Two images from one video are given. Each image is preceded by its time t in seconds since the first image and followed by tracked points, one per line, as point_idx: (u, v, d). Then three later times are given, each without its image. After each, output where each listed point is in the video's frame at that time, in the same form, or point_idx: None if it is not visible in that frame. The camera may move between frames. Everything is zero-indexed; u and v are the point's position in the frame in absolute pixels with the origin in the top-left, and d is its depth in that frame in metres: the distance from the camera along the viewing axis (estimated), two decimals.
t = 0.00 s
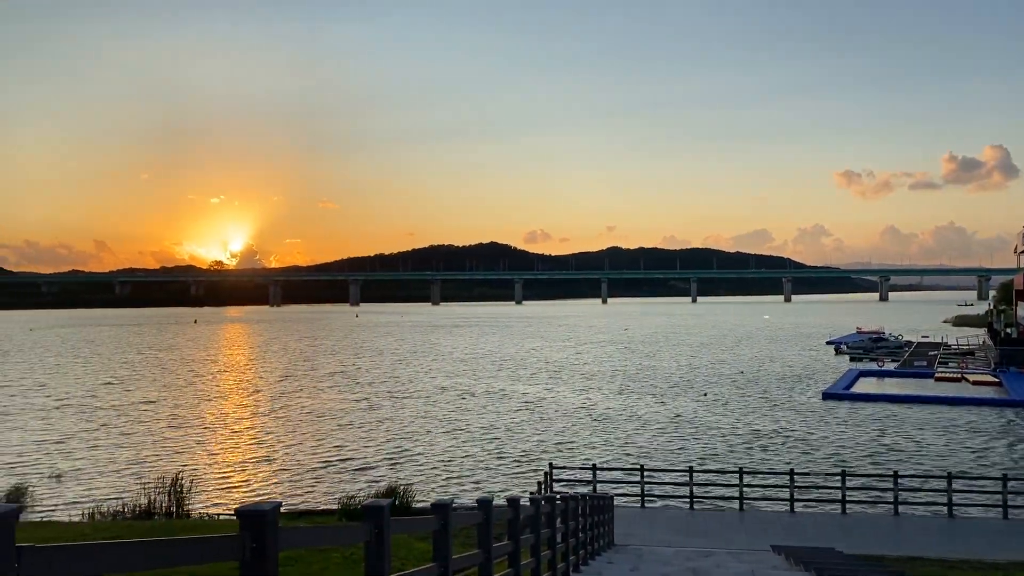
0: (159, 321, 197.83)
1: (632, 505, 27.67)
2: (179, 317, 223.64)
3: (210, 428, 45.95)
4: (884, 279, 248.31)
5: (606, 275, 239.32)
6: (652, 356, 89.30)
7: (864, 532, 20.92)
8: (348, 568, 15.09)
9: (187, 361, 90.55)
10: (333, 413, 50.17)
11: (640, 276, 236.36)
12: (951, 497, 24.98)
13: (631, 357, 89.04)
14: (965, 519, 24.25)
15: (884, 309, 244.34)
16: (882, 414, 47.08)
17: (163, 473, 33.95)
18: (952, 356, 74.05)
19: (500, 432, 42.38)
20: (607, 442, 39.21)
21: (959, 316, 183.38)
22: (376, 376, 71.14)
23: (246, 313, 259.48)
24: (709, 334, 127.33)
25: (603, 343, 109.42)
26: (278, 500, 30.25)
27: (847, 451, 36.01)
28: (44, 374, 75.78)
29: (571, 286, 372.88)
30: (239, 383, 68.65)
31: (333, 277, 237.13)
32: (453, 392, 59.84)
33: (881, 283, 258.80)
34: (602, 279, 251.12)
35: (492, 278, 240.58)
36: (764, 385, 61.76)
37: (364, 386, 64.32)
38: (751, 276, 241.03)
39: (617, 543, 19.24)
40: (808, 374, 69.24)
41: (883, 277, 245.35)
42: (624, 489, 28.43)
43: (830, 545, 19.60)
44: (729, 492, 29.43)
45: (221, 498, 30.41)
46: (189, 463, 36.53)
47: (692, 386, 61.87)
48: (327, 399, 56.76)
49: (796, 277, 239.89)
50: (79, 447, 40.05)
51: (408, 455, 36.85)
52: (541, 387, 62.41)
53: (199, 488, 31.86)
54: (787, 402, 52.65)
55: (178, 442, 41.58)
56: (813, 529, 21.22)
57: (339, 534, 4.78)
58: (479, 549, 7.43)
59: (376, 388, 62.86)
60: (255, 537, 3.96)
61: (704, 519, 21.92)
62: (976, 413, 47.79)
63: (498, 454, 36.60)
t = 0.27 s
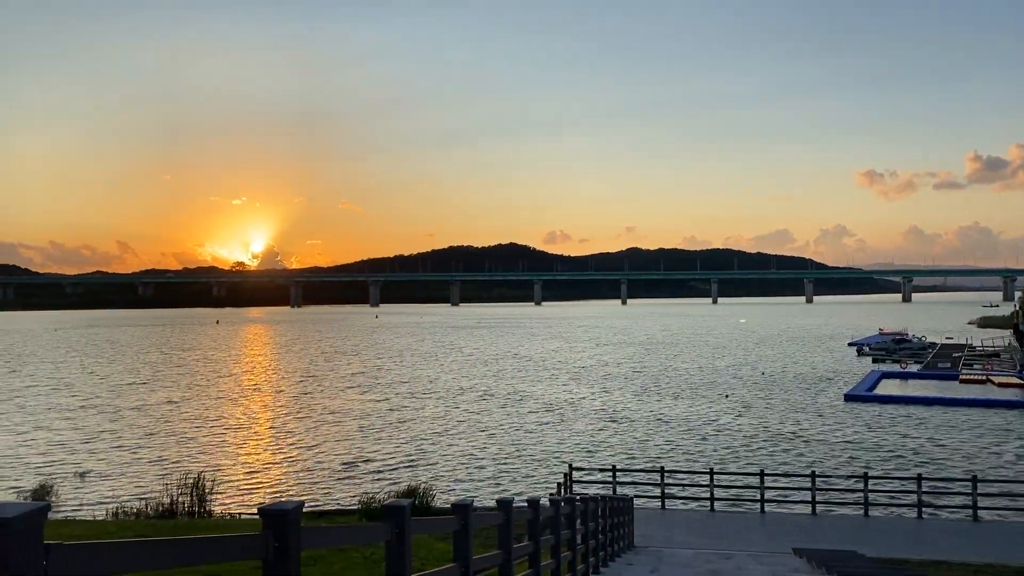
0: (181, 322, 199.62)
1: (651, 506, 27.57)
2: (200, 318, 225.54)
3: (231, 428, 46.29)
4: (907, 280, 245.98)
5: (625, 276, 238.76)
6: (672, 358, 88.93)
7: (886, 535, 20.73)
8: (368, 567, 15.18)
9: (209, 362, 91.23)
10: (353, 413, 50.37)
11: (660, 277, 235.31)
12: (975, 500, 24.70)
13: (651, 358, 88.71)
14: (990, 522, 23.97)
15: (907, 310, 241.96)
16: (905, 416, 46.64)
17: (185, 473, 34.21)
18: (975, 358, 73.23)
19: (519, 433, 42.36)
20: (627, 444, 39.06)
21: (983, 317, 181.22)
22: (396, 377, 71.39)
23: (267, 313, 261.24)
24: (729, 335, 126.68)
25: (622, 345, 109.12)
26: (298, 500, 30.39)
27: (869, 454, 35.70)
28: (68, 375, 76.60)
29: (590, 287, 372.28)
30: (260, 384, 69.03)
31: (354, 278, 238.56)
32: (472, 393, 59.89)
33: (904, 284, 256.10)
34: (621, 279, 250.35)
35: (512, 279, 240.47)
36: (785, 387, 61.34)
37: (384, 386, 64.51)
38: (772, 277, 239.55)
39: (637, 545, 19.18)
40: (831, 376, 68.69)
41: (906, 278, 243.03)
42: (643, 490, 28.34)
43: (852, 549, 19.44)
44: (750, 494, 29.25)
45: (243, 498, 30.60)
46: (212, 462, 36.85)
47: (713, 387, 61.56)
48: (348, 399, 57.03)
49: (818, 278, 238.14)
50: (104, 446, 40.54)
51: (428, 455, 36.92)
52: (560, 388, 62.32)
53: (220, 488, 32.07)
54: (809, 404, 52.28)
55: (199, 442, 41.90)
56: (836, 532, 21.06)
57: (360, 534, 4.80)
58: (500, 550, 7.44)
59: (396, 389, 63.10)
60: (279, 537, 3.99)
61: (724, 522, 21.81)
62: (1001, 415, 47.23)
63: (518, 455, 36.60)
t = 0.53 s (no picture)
0: (204, 322, 201.46)
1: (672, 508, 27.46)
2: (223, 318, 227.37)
3: (253, 428, 46.63)
4: (931, 280, 243.38)
5: (646, 277, 238.07)
6: (692, 358, 88.56)
7: (910, 538, 20.54)
8: (388, 566, 15.24)
9: (231, 362, 91.95)
10: (374, 414, 50.56)
11: (680, 278, 234.47)
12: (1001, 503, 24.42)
13: (672, 359, 88.41)
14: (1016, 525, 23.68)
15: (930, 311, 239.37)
16: (929, 418, 46.19)
17: (208, 472, 34.48)
18: (1001, 360, 72.32)
19: (539, 434, 42.33)
20: (647, 445, 38.94)
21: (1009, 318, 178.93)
22: (417, 377, 71.56)
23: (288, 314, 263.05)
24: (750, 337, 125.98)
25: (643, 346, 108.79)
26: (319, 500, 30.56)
27: (892, 456, 35.37)
28: (93, 374, 77.47)
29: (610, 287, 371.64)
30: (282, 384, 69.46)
31: (374, 279, 239.71)
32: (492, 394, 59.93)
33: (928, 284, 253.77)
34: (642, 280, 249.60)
35: (532, 280, 240.39)
36: (808, 388, 60.89)
37: (404, 387, 64.71)
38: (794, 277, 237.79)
39: (657, 546, 19.12)
40: (854, 377, 68.07)
41: (930, 279, 240.49)
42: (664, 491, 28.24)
43: (875, 551, 19.27)
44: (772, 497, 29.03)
45: (264, 497, 30.81)
46: (234, 462, 37.11)
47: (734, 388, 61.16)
48: (369, 399, 57.26)
49: (840, 278, 236.28)
50: (128, 446, 40.95)
51: (448, 455, 36.99)
52: (581, 389, 62.26)
53: (242, 487, 32.30)
54: (831, 405, 51.88)
55: (222, 442, 42.22)
56: (859, 534, 20.90)
57: (381, 534, 4.82)
58: (520, 550, 7.44)
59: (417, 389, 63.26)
60: (302, 536, 4.02)
61: (745, 524, 21.70)
62: None
63: (538, 456, 36.59)
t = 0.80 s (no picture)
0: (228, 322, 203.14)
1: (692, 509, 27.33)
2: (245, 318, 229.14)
3: (275, 428, 46.97)
4: (955, 280, 240.75)
5: (666, 277, 237.33)
6: (713, 359, 88.20)
7: (933, 541, 20.31)
8: (409, 566, 15.30)
9: (254, 362, 92.65)
10: (395, 414, 50.76)
11: (701, 278, 233.56)
12: None
13: (692, 360, 88.09)
14: None
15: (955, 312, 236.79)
16: (953, 419, 45.71)
17: (230, 472, 34.76)
18: None
19: (559, 435, 42.30)
20: (667, 446, 38.81)
21: None
22: (438, 378, 71.78)
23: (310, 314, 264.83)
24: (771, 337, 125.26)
25: (664, 346, 108.45)
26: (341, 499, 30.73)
27: (915, 458, 35.02)
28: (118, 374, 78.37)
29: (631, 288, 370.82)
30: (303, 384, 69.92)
31: (395, 279, 240.83)
32: (512, 394, 60.01)
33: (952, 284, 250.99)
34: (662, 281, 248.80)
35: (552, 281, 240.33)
36: (830, 389, 60.44)
37: (425, 387, 64.93)
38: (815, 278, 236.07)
39: (677, 548, 19.06)
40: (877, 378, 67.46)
41: (954, 279, 237.89)
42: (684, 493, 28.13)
43: (897, 554, 19.08)
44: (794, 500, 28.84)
45: (286, 497, 31.02)
46: (257, 462, 37.41)
47: (756, 389, 60.84)
48: (389, 400, 57.49)
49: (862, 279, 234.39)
50: (153, 445, 41.39)
51: (468, 456, 37.05)
52: (600, 390, 62.19)
53: (264, 487, 32.53)
54: (854, 407, 51.48)
55: (244, 441, 42.55)
56: (881, 537, 20.70)
57: (402, 533, 4.84)
58: (540, 551, 7.46)
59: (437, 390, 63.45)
60: (324, 535, 4.05)
61: (766, 526, 21.56)
62: None
63: (559, 456, 36.59)
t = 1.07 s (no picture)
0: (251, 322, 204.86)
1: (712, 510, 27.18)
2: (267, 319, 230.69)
3: (297, 428, 47.24)
4: (979, 280, 237.84)
5: (686, 278, 236.48)
6: (734, 360, 87.74)
7: (958, 544, 20.08)
8: (429, 566, 15.35)
9: (276, 362, 93.23)
10: (415, 414, 50.91)
11: (721, 279, 232.48)
12: None
13: (713, 360, 87.66)
14: None
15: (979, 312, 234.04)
16: (978, 421, 45.18)
17: (252, 472, 35.00)
18: None
19: (578, 436, 42.23)
20: (687, 448, 38.65)
21: None
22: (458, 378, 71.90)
23: (331, 315, 266.33)
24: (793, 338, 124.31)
25: (685, 347, 108.00)
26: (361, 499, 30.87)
27: (939, 460, 34.66)
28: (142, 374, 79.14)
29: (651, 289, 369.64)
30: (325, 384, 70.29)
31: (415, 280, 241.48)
32: (532, 395, 59.98)
33: (976, 285, 248.12)
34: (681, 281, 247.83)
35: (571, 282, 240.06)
36: (852, 391, 59.94)
37: (445, 387, 65.05)
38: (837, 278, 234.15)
39: (698, 549, 18.98)
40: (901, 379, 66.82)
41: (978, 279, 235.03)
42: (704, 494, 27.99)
43: (921, 558, 18.88)
44: (816, 502, 28.63)
45: (307, 496, 31.18)
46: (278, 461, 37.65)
47: (777, 390, 60.44)
48: (409, 400, 57.64)
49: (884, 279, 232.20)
50: (176, 444, 41.74)
51: (487, 456, 37.09)
52: (621, 391, 62.04)
53: (285, 486, 32.73)
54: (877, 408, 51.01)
55: (266, 441, 42.83)
56: (904, 540, 20.49)
57: (425, 532, 4.87)
58: (561, 552, 7.44)
59: (457, 390, 63.52)
60: (347, 533, 4.08)
61: (787, 528, 21.40)
62: None
63: (580, 457, 36.53)
